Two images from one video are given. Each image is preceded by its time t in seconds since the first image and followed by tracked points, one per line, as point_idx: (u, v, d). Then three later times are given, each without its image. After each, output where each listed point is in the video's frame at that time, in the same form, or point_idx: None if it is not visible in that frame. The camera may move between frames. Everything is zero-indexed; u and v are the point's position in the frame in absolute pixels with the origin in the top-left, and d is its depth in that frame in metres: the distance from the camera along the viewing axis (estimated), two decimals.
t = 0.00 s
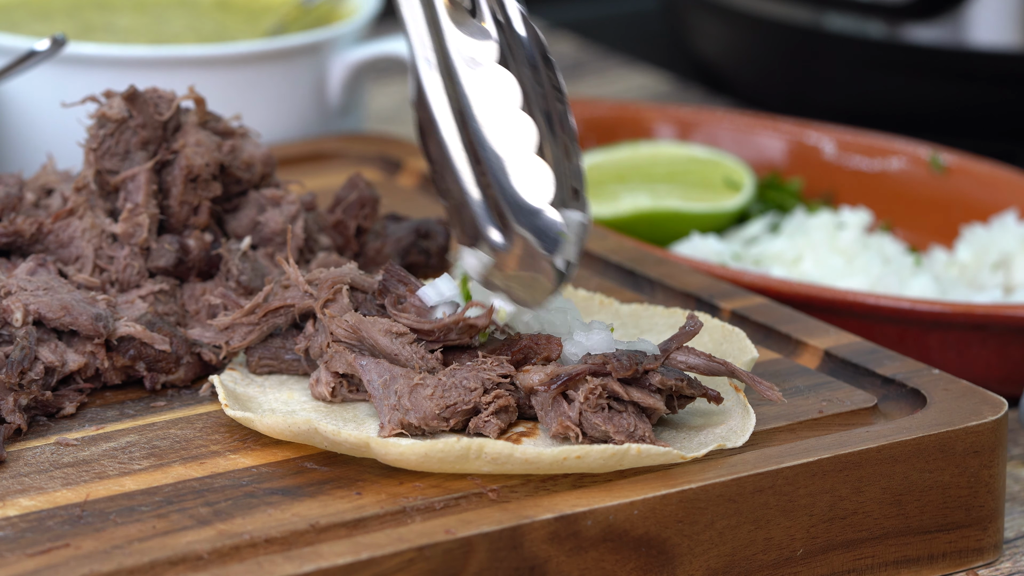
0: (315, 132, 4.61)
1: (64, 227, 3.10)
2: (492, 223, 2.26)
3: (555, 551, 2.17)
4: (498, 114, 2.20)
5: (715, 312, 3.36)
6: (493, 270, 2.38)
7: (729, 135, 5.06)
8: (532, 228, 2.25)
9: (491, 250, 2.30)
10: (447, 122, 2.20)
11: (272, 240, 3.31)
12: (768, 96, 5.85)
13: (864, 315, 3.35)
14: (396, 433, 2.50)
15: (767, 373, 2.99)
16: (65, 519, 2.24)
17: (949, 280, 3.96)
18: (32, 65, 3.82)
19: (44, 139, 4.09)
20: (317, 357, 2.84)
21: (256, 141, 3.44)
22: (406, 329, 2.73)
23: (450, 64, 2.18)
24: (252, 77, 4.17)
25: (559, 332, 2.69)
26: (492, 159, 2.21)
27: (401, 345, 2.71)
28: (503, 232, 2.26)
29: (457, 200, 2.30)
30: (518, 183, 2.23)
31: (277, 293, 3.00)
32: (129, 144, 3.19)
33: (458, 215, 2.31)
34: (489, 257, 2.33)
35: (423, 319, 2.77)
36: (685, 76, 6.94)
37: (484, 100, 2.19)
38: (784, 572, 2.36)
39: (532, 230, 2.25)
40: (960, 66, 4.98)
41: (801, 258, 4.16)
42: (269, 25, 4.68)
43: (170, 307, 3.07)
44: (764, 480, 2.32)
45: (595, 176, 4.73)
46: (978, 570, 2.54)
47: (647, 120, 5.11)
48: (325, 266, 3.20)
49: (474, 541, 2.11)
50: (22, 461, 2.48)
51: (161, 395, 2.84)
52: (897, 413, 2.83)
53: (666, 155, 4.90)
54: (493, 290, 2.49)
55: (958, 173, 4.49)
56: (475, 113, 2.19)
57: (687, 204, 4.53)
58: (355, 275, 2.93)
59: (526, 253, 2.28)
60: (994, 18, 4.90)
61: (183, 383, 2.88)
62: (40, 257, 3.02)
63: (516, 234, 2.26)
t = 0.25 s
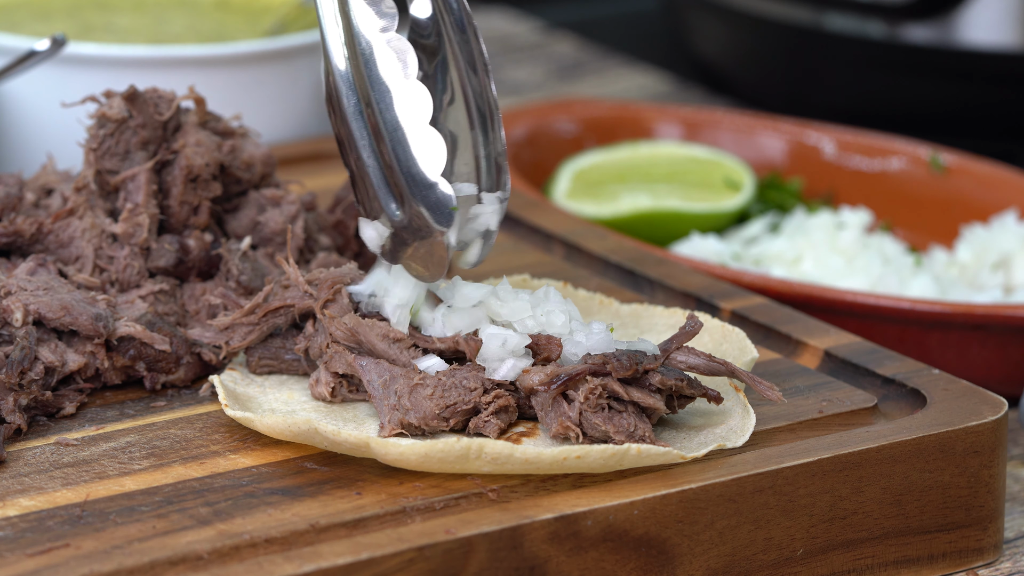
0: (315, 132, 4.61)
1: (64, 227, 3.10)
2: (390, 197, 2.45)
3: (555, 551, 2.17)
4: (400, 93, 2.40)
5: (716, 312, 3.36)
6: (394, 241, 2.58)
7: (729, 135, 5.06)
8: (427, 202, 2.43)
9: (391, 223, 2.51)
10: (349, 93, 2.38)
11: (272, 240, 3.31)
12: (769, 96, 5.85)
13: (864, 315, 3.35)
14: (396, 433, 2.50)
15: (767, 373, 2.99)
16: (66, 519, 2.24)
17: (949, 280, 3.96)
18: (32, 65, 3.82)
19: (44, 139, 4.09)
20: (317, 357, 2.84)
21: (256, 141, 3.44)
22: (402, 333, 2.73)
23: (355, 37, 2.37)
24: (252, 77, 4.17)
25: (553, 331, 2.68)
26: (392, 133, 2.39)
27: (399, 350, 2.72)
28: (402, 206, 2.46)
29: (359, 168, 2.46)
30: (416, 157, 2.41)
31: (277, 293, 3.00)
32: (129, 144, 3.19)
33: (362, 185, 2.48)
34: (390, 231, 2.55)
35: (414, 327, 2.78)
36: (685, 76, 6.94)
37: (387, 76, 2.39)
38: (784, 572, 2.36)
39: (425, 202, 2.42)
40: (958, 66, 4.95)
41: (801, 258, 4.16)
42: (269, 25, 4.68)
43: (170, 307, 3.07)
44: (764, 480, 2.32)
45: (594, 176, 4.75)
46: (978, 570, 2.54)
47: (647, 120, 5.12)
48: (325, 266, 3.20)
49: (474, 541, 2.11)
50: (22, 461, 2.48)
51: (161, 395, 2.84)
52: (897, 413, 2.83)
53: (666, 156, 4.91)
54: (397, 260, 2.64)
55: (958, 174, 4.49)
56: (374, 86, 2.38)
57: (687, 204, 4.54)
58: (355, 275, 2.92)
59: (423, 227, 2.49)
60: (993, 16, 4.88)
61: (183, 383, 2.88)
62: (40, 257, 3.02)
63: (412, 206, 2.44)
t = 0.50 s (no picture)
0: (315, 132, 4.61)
1: (64, 227, 3.10)
2: (360, 182, 2.60)
3: (555, 551, 2.17)
4: (369, 78, 2.52)
5: (715, 312, 3.36)
6: (365, 224, 2.71)
7: (730, 135, 5.05)
8: (396, 186, 2.57)
9: (361, 207, 2.66)
10: (324, 80, 2.53)
11: (272, 240, 3.31)
12: (769, 96, 5.85)
13: (864, 315, 3.35)
14: (396, 433, 2.50)
15: (767, 373, 2.99)
16: (65, 519, 2.24)
17: (949, 280, 3.96)
18: (32, 65, 3.82)
19: (44, 139, 4.09)
20: (317, 358, 2.84)
21: (256, 141, 3.44)
22: (402, 334, 2.72)
23: (329, 24, 2.50)
24: (252, 77, 4.17)
25: (555, 332, 2.68)
26: (362, 118, 2.53)
27: (399, 351, 2.71)
28: (372, 191, 2.61)
29: (332, 153, 2.61)
30: (386, 143, 2.54)
31: (276, 293, 3.00)
32: (129, 144, 3.19)
33: (335, 171, 2.64)
34: (359, 215, 2.69)
35: (413, 329, 2.76)
36: (685, 76, 6.94)
37: (359, 62, 2.51)
38: (784, 573, 2.36)
39: (394, 186, 2.57)
40: (958, 66, 4.96)
41: (801, 258, 4.16)
42: (269, 25, 4.68)
43: (170, 307, 3.07)
44: (764, 480, 2.32)
45: (593, 176, 4.74)
46: (978, 570, 2.54)
47: (647, 120, 5.12)
48: (325, 266, 3.20)
49: (474, 541, 2.11)
50: (22, 461, 2.48)
51: (161, 395, 2.84)
52: (897, 414, 2.83)
53: (666, 156, 4.91)
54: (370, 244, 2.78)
55: (958, 173, 4.49)
56: (348, 73, 2.51)
57: (687, 204, 4.54)
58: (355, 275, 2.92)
59: (392, 211, 2.63)
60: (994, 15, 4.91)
61: (183, 383, 2.88)
62: (40, 257, 3.02)
63: (383, 190, 2.59)
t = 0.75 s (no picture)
0: (315, 132, 4.61)
1: (64, 227, 3.10)
2: (399, 74, 2.63)
3: (555, 551, 2.17)
4: None
5: (716, 312, 3.36)
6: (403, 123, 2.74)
7: (730, 135, 5.05)
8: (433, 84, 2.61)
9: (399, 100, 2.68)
10: None
11: (272, 240, 3.31)
12: (769, 96, 5.85)
13: (864, 315, 3.35)
14: (396, 433, 2.50)
15: (767, 373, 2.99)
16: (65, 519, 2.24)
17: (949, 279, 3.96)
18: (32, 65, 3.82)
19: (44, 139, 4.09)
20: (317, 358, 2.84)
21: (256, 141, 3.44)
22: (402, 336, 2.72)
23: None
24: (252, 77, 4.17)
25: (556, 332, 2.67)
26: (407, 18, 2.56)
27: (398, 353, 2.71)
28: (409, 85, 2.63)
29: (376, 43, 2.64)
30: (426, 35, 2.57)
31: (276, 293, 3.00)
32: (129, 144, 3.18)
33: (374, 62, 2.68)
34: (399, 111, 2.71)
35: (413, 331, 2.75)
36: (685, 76, 6.94)
37: None
38: (784, 572, 2.36)
39: (429, 87, 2.61)
40: (961, 66, 4.98)
41: (801, 258, 4.16)
42: (269, 25, 4.68)
43: (170, 307, 3.07)
44: (764, 480, 2.32)
45: (593, 176, 4.74)
46: (978, 570, 2.54)
47: (647, 120, 5.11)
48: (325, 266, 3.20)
49: (474, 541, 2.11)
50: (22, 461, 2.48)
51: (161, 395, 2.84)
52: (897, 414, 2.83)
53: (666, 158, 4.91)
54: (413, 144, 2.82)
55: (958, 173, 4.49)
56: None
57: (687, 203, 4.54)
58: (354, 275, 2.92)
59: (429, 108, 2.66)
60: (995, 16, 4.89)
61: (183, 383, 2.88)
62: (39, 257, 3.02)
63: (421, 88, 2.62)
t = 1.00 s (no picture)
0: (315, 131, 4.61)
1: (64, 227, 3.10)
2: None
3: (555, 551, 2.17)
4: None
5: (715, 312, 3.36)
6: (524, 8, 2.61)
7: (730, 135, 5.05)
8: None
9: None
10: None
11: (272, 240, 3.31)
12: (769, 97, 5.85)
13: (865, 315, 3.35)
14: (396, 433, 2.50)
15: (767, 373, 2.99)
16: (65, 519, 2.24)
17: (949, 279, 3.96)
18: (32, 65, 3.82)
19: (44, 139, 4.09)
20: (317, 358, 2.84)
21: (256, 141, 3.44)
22: (402, 338, 2.72)
23: None
24: (253, 77, 4.17)
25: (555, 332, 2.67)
26: None
27: (398, 354, 2.70)
28: None
29: None
30: None
31: (277, 293, 3.00)
32: (129, 144, 3.18)
33: None
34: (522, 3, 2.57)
35: (413, 333, 2.75)
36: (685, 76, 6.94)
37: None
38: (784, 572, 2.36)
39: None
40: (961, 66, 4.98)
41: (801, 258, 4.16)
42: (269, 25, 4.67)
43: (170, 307, 3.07)
44: (764, 480, 2.32)
45: (594, 176, 4.73)
46: (978, 570, 2.54)
47: (647, 121, 5.12)
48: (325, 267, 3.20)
49: (474, 541, 2.11)
50: (22, 461, 2.48)
51: (161, 395, 2.84)
52: (897, 414, 2.83)
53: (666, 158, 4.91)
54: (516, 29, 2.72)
55: (958, 174, 4.49)
56: None
57: (687, 203, 4.54)
58: (354, 275, 2.92)
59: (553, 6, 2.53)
60: (998, 16, 4.94)
61: (183, 384, 2.88)
62: (40, 257, 3.02)
63: None
